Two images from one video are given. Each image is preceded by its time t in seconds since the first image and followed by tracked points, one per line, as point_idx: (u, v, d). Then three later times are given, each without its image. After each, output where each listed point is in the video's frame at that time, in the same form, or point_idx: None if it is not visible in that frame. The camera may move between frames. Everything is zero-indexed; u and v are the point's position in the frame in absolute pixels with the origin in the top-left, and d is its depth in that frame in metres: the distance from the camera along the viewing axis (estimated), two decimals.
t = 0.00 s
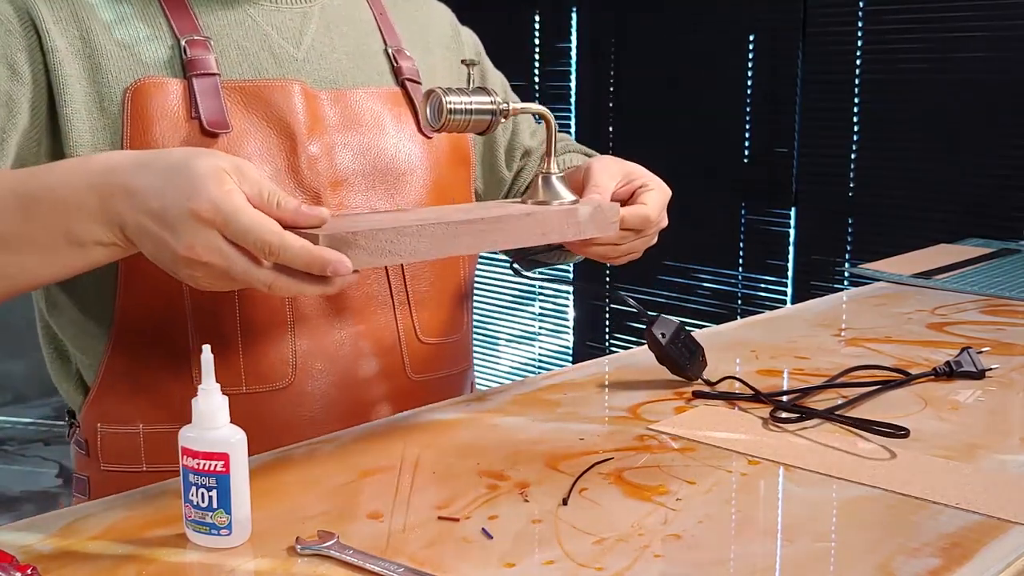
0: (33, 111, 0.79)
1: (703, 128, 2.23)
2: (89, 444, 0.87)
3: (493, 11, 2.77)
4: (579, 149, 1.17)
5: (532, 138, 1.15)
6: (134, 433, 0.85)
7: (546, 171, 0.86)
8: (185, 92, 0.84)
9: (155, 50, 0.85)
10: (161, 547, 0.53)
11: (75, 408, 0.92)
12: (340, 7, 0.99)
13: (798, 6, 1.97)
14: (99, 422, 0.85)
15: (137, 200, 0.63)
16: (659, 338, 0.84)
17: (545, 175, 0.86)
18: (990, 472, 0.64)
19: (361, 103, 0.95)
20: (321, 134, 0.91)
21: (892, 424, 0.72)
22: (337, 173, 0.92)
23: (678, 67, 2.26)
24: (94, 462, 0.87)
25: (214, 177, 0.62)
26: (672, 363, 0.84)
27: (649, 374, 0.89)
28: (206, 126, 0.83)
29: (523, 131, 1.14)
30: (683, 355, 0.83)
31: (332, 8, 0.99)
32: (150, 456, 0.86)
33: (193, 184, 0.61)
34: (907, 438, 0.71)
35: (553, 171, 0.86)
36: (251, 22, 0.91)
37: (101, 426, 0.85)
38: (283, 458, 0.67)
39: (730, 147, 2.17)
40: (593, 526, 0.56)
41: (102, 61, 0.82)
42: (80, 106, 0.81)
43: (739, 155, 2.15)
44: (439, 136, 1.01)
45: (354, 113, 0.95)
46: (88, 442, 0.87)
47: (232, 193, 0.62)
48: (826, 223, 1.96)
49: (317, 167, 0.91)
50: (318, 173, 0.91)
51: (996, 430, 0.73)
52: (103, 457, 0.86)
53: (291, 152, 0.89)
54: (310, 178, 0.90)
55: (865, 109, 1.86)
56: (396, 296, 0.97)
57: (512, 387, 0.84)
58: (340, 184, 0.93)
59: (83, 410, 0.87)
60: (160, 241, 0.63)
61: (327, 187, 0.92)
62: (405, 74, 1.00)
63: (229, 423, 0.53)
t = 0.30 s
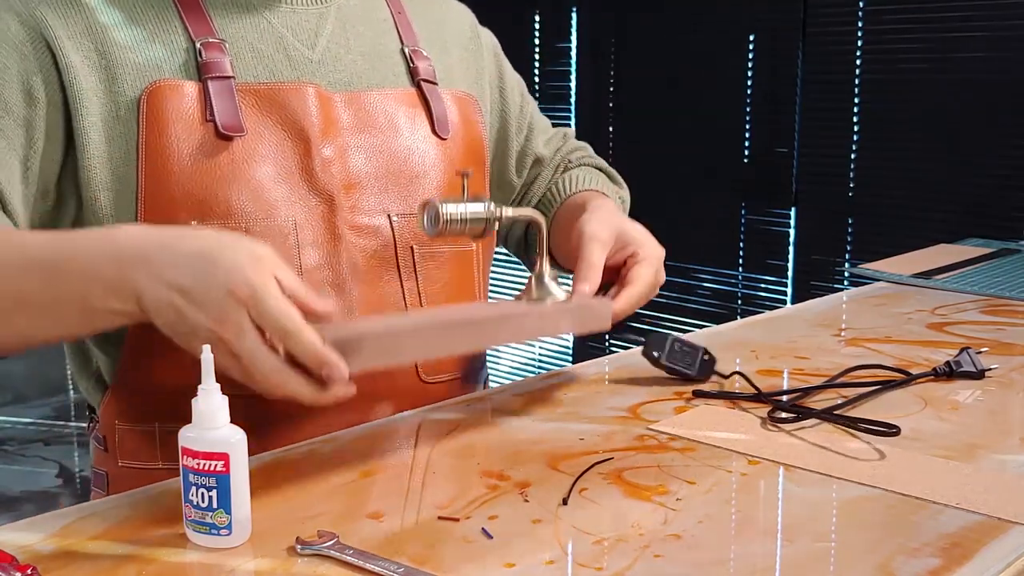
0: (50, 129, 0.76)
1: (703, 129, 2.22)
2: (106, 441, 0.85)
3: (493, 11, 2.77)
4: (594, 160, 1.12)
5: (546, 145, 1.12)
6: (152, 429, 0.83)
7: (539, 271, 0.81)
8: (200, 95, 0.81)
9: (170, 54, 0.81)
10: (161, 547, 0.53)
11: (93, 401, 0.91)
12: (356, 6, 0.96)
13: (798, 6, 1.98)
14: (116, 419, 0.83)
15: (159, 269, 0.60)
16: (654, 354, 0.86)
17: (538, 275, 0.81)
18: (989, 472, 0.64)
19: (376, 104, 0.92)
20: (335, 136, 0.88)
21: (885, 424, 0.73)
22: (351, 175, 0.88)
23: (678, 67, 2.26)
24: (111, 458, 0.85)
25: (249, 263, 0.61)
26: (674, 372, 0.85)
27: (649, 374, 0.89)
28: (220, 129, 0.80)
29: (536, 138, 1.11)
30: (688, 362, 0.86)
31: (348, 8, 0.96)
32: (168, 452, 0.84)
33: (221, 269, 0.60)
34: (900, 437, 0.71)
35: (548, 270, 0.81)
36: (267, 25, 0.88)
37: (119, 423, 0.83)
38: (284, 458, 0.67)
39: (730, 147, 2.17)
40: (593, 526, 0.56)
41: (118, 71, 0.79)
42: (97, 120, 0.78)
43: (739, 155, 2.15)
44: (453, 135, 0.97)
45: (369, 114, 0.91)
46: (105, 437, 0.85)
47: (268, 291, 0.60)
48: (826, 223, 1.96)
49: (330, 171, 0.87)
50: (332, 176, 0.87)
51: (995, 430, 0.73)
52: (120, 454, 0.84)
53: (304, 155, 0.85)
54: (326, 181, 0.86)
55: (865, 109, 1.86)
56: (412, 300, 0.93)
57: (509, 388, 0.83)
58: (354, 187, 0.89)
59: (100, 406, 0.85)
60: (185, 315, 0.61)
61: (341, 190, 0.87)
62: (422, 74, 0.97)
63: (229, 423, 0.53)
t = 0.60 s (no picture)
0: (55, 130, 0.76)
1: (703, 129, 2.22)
2: (106, 436, 0.85)
3: (493, 11, 2.77)
4: (600, 175, 1.13)
5: (549, 155, 1.11)
6: (148, 429, 0.83)
7: (553, 343, 0.78)
8: (203, 92, 0.81)
9: (173, 53, 0.81)
10: (161, 547, 0.53)
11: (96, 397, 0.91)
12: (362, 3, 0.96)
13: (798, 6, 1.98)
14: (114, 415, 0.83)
15: (170, 340, 0.61)
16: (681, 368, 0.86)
17: (550, 348, 0.78)
18: (989, 472, 0.64)
19: (381, 104, 0.92)
20: (339, 137, 0.88)
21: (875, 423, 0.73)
22: (354, 177, 0.88)
23: (679, 67, 2.26)
24: (109, 454, 0.85)
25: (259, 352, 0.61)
26: (709, 379, 0.85)
27: (648, 374, 0.89)
28: (224, 128, 0.80)
29: (540, 147, 1.10)
30: (713, 364, 0.85)
31: (355, 6, 0.96)
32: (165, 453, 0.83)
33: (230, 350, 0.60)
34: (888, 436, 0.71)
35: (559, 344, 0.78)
36: (272, 23, 0.88)
37: (117, 419, 0.83)
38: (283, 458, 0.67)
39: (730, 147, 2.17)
40: (593, 526, 0.56)
41: (121, 71, 0.79)
42: (99, 121, 0.77)
43: (739, 155, 2.15)
44: (459, 136, 0.97)
45: (373, 115, 0.91)
46: (104, 433, 0.85)
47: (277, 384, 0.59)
48: (826, 223, 1.96)
49: (332, 172, 0.87)
50: (333, 177, 0.87)
51: (995, 430, 0.73)
52: (118, 450, 0.84)
53: (305, 156, 0.85)
54: (328, 182, 0.86)
55: (865, 109, 1.86)
56: (412, 302, 0.93)
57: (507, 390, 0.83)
58: (357, 189, 0.89)
59: (99, 402, 0.85)
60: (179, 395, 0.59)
61: (343, 192, 0.87)
62: (427, 74, 0.97)
63: (229, 423, 0.53)
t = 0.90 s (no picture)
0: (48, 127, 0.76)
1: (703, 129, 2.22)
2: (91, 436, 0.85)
3: (492, 11, 2.77)
4: (585, 174, 1.13)
5: (537, 155, 1.11)
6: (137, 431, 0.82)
7: (556, 356, 0.77)
8: (198, 89, 0.81)
9: (167, 49, 0.81)
10: (161, 547, 0.53)
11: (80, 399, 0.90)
12: None
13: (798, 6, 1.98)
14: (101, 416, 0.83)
15: (176, 352, 0.60)
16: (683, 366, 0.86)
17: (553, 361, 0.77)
18: (989, 472, 0.64)
19: (379, 102, 0.92)
20: (336, 136, 0.88)
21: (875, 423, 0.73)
22: (351, 176, 0.88)
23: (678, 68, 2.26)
24: (96, 455, 0.84)
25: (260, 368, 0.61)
26: (709, 377, 0.85)
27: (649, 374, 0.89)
28: (220, 126, 0.80)
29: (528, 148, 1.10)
30: (716, 364, 0.85)
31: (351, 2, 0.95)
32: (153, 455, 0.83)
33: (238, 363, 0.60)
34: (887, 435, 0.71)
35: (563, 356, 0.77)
36: (269, 21, 0.88)
37: (105, 420, 0.83)
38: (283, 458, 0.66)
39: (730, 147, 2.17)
40: (593, 526, 0.56)
41: (114, 67, 0.78)
42: (91, 116, 0.77)
43: (739, 155, 2.15)
44: (456, 135, 0.97)
45: (370, 113, 0.91)
46: (91, 433, 0.84)
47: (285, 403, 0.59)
48: (826, 223, 1.96)
49: (329, 172, 0.87)
50: (330, 176, 0.87)
51: (996, 430, 0.73)
52: (106, 451, 0.84)
53: (301, 156, 0.85)
54: (326, 182, 0.86)
55: (864, 109, 1.86)
56: (407, 304, 0.93)
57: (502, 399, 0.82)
58: (354, 189, 0.89)
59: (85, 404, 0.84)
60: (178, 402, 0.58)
61: (340, 193, 0.87)
62: (423, 71, 0.96)
63: (228, 423, 0.53)
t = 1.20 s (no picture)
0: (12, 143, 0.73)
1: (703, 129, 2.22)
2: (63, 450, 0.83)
3: (492, 11, 2.77)
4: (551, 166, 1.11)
5: (503, 151, 1.09)
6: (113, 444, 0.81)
7: (556, 360, 0.77)
8: (173, 96, 0.79)
9: (135, 55, 0.79)
10: (161, 547, 0.53)
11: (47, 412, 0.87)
12: None
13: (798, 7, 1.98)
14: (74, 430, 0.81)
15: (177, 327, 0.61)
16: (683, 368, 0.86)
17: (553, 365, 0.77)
18: (989, 472, 0.64)
19: (355, 102, 0.90)
20: (314, 140, 0.86)
21: (875, 423, 0.73)
22: (330, 181, 0.87)
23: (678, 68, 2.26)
24: (69, 469, 0.83)
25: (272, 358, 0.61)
26: (709, 379, 0.85)
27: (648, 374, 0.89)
28: (199, 134, 0.79)
29: (494, 143, 1.08)
30: (716, 365, 0.85)
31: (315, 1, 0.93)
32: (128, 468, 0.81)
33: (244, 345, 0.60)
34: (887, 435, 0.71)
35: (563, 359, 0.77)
36: (237, 23, 0.86)
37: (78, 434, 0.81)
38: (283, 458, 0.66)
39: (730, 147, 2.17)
40: (593, 526, 0.56)
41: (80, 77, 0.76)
42: (59, 127, 0.75)
43: (739, 155, 2.15)
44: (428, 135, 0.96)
45: (346, 114, 0.90)
46: (64, 447, 0.83)
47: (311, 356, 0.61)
48: (826, 223, 1.96)
49: (308, 178, 0.85)
50: (309, 183, 0.85)
51: (996, 430, 0.73)
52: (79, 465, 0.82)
53: (279, 163, 0.84)
54: (305, 188, 0.85)
55: (865, 109, 1.86)
56: (388, 309, 0.93)
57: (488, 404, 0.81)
58: (333, 194, 0.88)
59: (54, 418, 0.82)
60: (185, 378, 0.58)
61: (321, 199, 0.86)
62: (394, 70, 0.95)
63: (229, 423, 0.52)
